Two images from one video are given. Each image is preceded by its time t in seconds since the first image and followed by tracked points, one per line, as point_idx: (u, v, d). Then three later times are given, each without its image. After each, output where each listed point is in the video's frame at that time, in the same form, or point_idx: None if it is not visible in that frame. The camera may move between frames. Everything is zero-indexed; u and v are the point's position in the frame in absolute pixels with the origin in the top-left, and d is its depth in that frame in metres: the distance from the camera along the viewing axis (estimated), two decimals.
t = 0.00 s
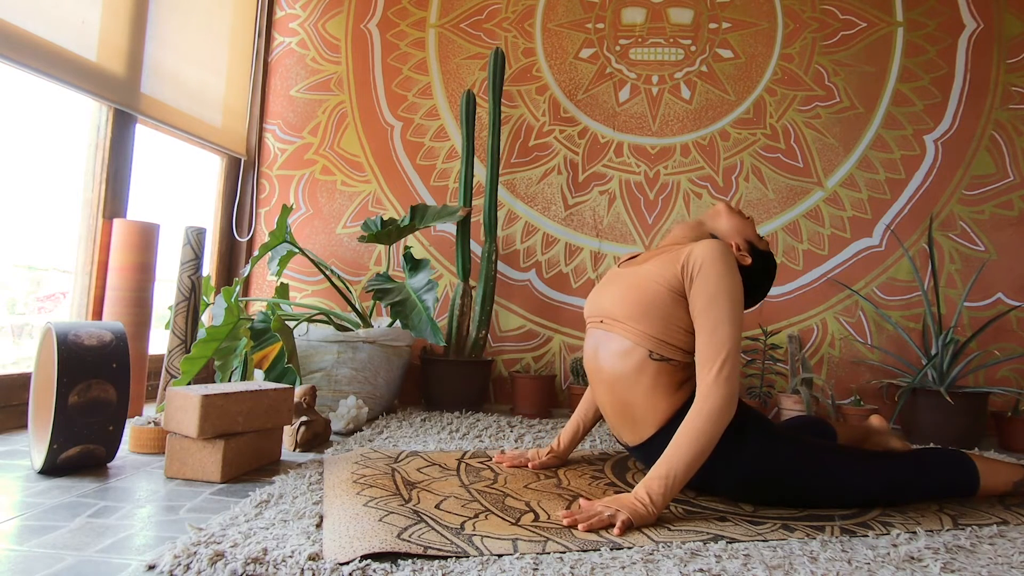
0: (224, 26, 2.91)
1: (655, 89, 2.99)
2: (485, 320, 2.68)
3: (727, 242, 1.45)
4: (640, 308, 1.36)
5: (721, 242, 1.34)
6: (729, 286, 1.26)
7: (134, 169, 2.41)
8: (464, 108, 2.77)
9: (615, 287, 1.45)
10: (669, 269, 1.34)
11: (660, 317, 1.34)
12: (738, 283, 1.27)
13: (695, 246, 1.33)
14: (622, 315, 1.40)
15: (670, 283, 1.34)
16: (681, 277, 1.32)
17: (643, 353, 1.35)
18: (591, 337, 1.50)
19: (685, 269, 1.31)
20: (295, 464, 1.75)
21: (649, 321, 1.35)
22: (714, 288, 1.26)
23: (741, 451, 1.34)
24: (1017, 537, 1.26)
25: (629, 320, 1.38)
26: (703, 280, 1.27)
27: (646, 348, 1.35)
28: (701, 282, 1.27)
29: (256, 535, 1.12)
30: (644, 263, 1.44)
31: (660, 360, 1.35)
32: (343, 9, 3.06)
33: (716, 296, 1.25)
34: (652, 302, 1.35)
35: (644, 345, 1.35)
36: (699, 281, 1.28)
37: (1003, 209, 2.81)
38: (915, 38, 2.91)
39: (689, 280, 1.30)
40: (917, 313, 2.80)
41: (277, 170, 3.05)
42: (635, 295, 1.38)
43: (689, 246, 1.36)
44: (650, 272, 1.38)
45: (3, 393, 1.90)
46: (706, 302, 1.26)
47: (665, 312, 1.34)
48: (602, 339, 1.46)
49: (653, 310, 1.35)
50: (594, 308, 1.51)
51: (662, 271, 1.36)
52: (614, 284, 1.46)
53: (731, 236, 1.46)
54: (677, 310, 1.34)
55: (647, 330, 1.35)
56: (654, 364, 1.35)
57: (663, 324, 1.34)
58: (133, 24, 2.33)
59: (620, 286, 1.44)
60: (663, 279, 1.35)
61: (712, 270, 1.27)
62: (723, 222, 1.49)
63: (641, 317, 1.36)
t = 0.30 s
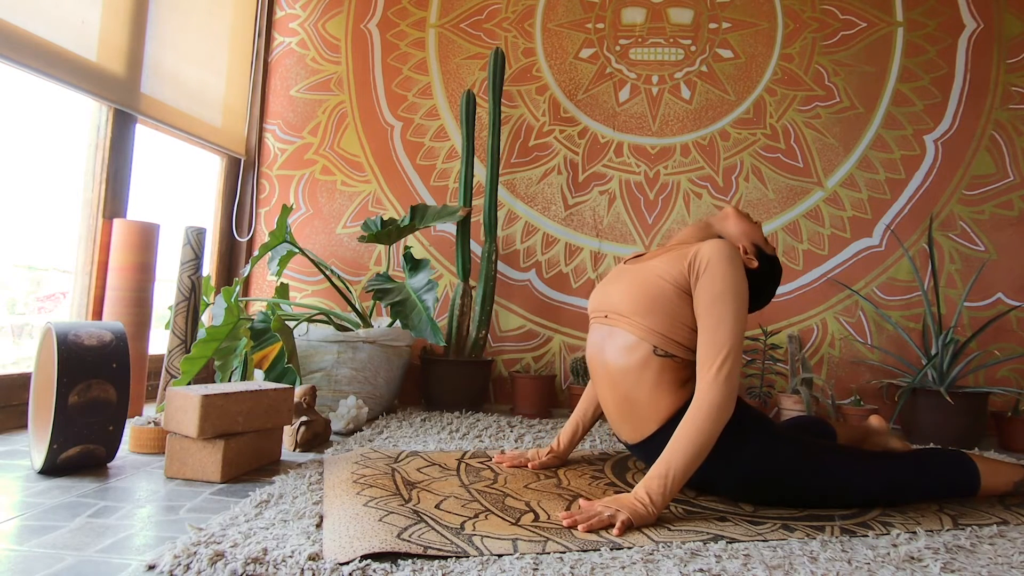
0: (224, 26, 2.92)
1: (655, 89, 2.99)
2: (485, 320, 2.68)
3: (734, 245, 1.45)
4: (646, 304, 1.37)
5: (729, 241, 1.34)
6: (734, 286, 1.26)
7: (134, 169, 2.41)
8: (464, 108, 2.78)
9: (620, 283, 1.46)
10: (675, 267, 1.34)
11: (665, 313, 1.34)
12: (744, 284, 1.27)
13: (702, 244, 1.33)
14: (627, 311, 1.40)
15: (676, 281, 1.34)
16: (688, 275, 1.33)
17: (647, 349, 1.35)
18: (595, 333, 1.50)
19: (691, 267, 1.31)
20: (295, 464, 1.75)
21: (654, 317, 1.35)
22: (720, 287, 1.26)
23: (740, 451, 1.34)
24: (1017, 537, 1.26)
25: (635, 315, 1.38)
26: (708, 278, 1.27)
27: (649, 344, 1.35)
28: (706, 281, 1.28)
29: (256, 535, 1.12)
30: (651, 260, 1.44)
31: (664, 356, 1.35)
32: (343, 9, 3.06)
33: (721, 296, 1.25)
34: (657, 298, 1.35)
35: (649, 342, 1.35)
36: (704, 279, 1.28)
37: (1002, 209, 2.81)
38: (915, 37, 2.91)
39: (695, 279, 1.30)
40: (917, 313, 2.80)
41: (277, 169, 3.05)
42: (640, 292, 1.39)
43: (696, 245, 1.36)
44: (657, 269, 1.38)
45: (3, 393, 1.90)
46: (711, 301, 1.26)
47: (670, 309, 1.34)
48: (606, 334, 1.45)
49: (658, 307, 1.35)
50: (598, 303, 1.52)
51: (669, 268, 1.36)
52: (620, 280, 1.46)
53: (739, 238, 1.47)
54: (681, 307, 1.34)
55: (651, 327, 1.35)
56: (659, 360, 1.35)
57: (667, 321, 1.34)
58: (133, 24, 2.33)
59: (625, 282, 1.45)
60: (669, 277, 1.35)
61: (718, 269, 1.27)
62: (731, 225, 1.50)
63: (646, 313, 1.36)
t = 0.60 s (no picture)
0: (224, 26, 2.92)
1: (655, 89, 2.99)
2: (485, 320, 2.68)
3: (741, 246, 1.45)
4: (651, 300, 1.37)
5: (736, 241, 1.35)
6: (739, 285, 1.26)
7: (134, 169, 2.41)
8: (464, 107, 2.78)
9: (627, 279, 1.46)
10: (683, 264, 1.35)
11: (668, 310, 1.35)
12: (749, 283, 1.28)
13: (710, 243, 1.34)
14: (632, 307, 1.40)
15: (683, 278, 1.35)
16: (694, 272, 1.33)
17: (649, 345, 1.35)
18: (600, 329, 1.50)
19: (698, 265, 1.32)
20: (295, 464, 1.75)
21: (658, 313, 1.35)
22: (725, 285, 1.26)
23: (739, 451, 1.34)
24: (1017, 537, 1.26)
25: (640, 310, 1.38)
26: (714, 276, 1.28)
27: (652, 340, 1.35)
28: (712, 279, 1.28)
29: (256, 535, 1.12)
30: (657, 257, 1.45)
31: (668, 352, 1.35)
32: (343, 9, 3.06)
33: (726, 294, 1.25)
34: (663, 295, 1.36)
35: (654, 338, 1.35)
36: (710, 277, 1.28)
37: (1002, 209, 2.81)
38: (915, 38, 2.91)
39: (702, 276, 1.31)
40: (917, 313, 2.80)
41: (277, 170, 3.05)
42: (646, 288, 1.39)
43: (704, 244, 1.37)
44: (664, 267, 1.39)
45: (3, 394, 1.90)
46: (715, 298, 1.26)
47: (673, 305, 1.35)
48: (610, 330, 1.45)
49: (664, 304, 1.35)
50: (603, 299, 1.52)
51: (675, 266, 1.36)
52: (626, 276, 1.47)
53: (748, 240, 1.48)
54: (686, 304, 1.35)
55: (656, 322, 1.35)
56: (664, 356, 1.35)
57: (671, 318, 1.35)
58: (133, 24, 2.33)
59: (631, 279, 1.45)
60: (676, 275, 1.36)
61: (724, 267, 1.27)
62: (740, 227, 1.50)
63: (651, 309, 1.37)
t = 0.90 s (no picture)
0: (224, 26, 2.92)
1: (655, 89, 2.99)
2: (485, 320, 2.68)
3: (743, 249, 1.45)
4: (652, 301, 1.37)
5: (739, 245, 1.35)
6: (740, 288, 1.26)
7: (134, 169, 2.41)
8: (464, 107, 2.78)
9: (628, 280, 1.46)
10: (684, 267, 1.35)
11: (671, 312, 1.35)
12: (750, 287, 1.28)
13: (712, 246, 1.34)
14: (633, 308, 1.40)
15: (684, 280, 1.35)
16: (696, 274, 1.33)
17: (651, 347, 1.35)
18: (600, 329, 1.50)
19: (700, 268, 1.32)
20: (295, 464, 1.75)
21: (659, 315, 1.35)
22: (726, 288, 1.26)
23: (740, 451, 1.34)
24: (1017, 537, 1.26)
25: (640, 311, 1.38)
26: (715, 279, 1.28)
27: (653, 342, 1.35)
28: (713, 281, 1.28)
29: (256, 535, 1.12)
30: (659, 259, 1.44)
31: (667, 354, 1.35)
32: (343, 9, 3.06)
33: (726, 297, 1.25)
34: (664, 297, 1.36)
35: (654, 339, 1.35)
36: (712, 280, 1.28)
37: (1003, 209, 2.81)
38: (915, 38, 2.91)
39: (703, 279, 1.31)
40: (917, 313, 2.80)
41: (277, 169, 3.05)
42: (647, 289, 1.39)
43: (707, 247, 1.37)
44: (665, 268, 1.39)
45: (3, 394, 1.90)
46: (716, 301, 1.26)
47: (675, 308, 1.35)
48: (610, 331, 1.45)
49: (664, 306, 1.35)
50: (603, 300, 1.52)
51: (677, 268, 1.36)
52: (627, 277, 1.47)
53: (749, 245, 1.47)
54: (686, 306, 1.35)
55: (656, 323, 1.35)
56: (663, 358, 1.35)
57: (671, 320, 1.34)
58: (133, 24, 2.33)
59: (633, 279, 1.45)
60: (677, 277, 1.36)
61: (726, 270, 1.27)
62: (743, 231, 1.50)
63: (652, 310, 1.36)
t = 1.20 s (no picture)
0: (224, 26, 2.92)
1: (655, 89, 2.99)
2: (484, 320, 2.68)
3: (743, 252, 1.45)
4: (653, 302, 1.37)
5: (740, 246, 1.35)
6: (741, 289, 1.26)
7: (134, 168, 2.41)
8: (464, 107, 2.78)
9: (628, 280, 1.46)
10: (684, 268, 1.35)
11: (671, 313, 1.35)
12: (751, 288, 1.28)
13: (713, 247, 1.34)
14: (633, 308, 1.40)
15: (685, 280, 1.35)
16: (696, 275, 1.33)
17: (651, 347, 1.35)
18: (600, 330, 1.50)
19: (701, 269, 1.32)
20: (295, 464, 1.75)
21: (659, 315, 1.35)
22: (725, 289, 1.26)
23: (740, 451, 1.34)
24: (1017, 537, 1.26)
25: (640, 311, 1.38)
26: (715, 280, 1.28)
27: (653, 342, 1.35)
28: (714, 282, 1.28)
29: (256, 534, 1.12)
30: (660, 259, 1.45)
31: (666, 354, 1.34)
32: (342, 9, 3.06)
33: (726, 297, 1.25)
34: (665, 297, 1.36)
35: (654, 339, 1.35)
36: (712, 280, 1.29)
37: (1003, 209, 2.81)
38: (915, 38, 2.91)
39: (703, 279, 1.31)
40: (917, 313, 2.80)
41: (277, 169, 3.05)
42: (648, 289, 1.39)
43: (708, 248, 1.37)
44: (665, 269, 1.39)
45: (3, 394, 1.90)
46: (717, 301, 1.26)
47: (675, 308, 1.35)
48: (610, 331, 1.45)
49: (664, 306, 1.35)
50: (603, 300, 1.52)
51: (677, 269, 1.36)
52: (627, 278, 1.47)
53: (749, 247, 1.47)
54: (687, 307, 1.35)
55: (656, 323, 1.35)
56: (662, 358, 1.35)
57: (671, 320, 1.34)
58: (133, 24, 2.33)
59: (633, 280, 1.45)
60: (677, 277, 1.36)
61: (728, 271, 1.27)
62: (743, 234, 1.50)
63: (652, 311, 1.36)
